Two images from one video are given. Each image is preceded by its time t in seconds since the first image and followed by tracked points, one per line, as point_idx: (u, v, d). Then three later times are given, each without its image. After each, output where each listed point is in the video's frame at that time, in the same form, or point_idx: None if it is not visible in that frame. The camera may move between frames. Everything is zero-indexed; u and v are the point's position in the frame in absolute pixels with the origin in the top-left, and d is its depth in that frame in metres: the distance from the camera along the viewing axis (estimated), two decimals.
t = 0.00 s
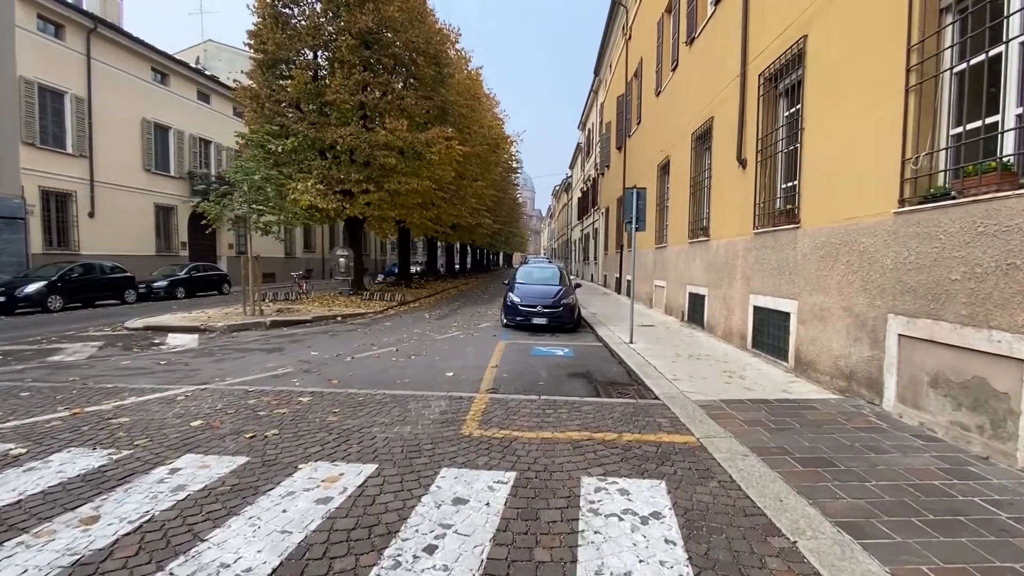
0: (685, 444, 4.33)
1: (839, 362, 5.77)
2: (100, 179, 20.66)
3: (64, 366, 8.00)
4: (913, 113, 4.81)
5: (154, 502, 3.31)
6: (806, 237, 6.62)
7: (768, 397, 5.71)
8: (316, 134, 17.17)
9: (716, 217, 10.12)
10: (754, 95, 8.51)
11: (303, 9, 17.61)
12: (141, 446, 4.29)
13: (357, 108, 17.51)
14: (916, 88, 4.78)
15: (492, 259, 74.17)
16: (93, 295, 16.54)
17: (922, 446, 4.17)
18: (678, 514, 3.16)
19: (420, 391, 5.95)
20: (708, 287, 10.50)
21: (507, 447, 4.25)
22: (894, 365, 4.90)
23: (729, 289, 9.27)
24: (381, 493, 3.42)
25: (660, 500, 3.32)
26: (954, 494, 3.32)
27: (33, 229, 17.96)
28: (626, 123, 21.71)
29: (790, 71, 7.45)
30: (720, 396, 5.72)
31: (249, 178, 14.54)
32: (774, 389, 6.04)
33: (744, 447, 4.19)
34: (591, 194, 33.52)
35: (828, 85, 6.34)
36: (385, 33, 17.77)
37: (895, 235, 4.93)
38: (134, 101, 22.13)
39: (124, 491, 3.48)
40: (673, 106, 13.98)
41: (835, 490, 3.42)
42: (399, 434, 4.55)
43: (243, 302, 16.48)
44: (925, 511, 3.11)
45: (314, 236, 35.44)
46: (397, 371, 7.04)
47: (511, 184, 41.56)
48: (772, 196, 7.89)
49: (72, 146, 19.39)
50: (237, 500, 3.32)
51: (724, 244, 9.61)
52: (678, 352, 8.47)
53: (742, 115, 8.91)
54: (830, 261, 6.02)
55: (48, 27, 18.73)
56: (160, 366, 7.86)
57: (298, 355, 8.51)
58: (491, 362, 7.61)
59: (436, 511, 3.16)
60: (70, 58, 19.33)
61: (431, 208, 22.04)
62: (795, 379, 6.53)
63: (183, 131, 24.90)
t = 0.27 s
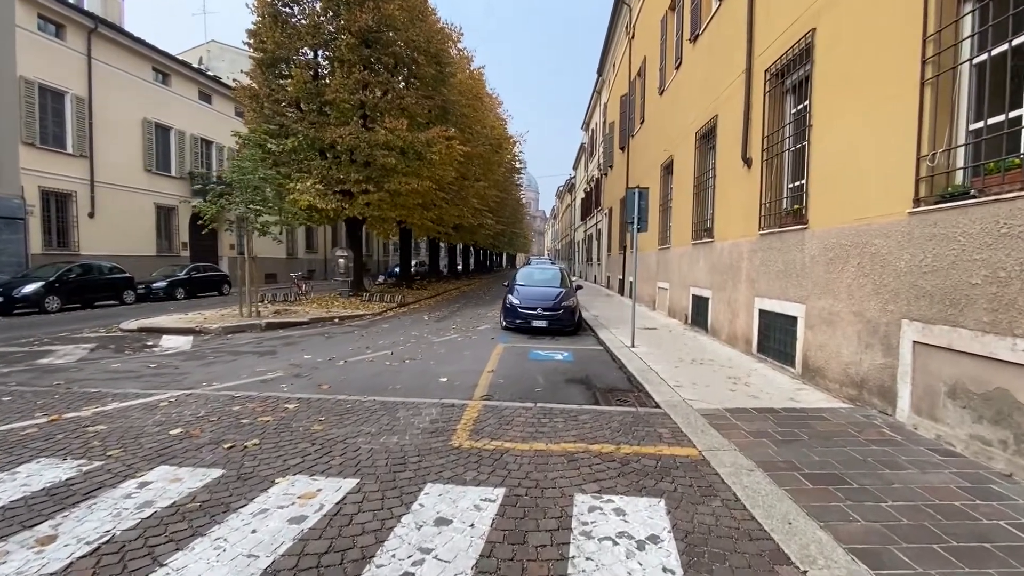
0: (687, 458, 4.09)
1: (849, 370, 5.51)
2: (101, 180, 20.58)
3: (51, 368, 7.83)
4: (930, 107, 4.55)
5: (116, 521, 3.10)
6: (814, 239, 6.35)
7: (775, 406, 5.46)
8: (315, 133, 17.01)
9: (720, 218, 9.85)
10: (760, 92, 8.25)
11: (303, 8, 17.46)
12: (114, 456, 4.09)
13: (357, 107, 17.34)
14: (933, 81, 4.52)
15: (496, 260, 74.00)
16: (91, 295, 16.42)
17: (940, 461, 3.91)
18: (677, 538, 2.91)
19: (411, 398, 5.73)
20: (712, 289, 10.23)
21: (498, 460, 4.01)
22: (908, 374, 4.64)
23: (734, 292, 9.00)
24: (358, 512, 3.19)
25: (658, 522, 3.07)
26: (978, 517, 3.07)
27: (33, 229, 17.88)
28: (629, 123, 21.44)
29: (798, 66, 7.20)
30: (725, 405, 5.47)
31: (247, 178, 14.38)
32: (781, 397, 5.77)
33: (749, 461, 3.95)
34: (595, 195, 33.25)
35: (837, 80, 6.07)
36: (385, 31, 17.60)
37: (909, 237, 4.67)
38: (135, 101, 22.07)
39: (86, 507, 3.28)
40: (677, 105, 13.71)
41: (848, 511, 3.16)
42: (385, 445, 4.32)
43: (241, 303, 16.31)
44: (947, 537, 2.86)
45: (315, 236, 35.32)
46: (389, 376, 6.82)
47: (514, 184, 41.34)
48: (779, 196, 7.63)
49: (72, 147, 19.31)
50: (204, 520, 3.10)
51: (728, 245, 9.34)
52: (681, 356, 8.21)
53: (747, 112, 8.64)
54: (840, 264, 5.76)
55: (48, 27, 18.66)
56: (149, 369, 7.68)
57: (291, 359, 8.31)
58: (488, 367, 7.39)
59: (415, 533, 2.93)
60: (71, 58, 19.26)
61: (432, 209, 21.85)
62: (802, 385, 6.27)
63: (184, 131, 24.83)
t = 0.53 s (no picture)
0: (688, 473, 3.88)
1: (859, 379, 5.27)
2: (106, 181, 20.61)
3: (43, 372, 7.71)
4: (946, 103, 4.33)
5: (79, 539, 2.93)
6: (823, 241, 6.11)
7: (782, 416, 5.22)
8: (317, 134, 16.91)
9: (726, 220, 9.62)
10: (766, 90, 8.03)
11: (305, 9, 17.39)
12: (89, 467, 3.92)
13: (359, 108, 17.25)
14: (949, 75, 4.30)
15: (500, 262, 73.87)
16: (93, 297, 16.39)
17: (959, 479, 3.67)
18: (675, 565, 2.70)
19: (404, 405, 5.55)
20: (717, 293, 9.99)
21: (488, 474, 3.81)
22: (923, 385, 4.41)
23: (739, 296, 8.76)
24: (336, 532, 3.00)
25: (655, 546, 2.86)
26: (1004, 545, 2.83)
27: (37, 230, 17.90)
28: (634, 124, 21.22)
29: (805, 62, 6.97)
30: (729, 415, 5.24)
31: (246, 179, 14.27)
32: (788, 407, 5.54)
33: (754, 478, 3.73)
34: (599, 196, 33.02)
35: (846, 77, 5.85)
36: (387, 32, 17.50)
37: (924, 240, 4.44)
38: (140, 103, 22.12)
39: (51, 523, 3.11)
40: (682, 105, 13.48)
41: (861, 536, 2.94)
42: (371, 458, 4.13)
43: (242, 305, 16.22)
44: (969, 567, 2.63)
45: (319, 238, 35.31)
46: (383, 382, 6.65)
47: (519, 186, 41.18)
48: (786, 196, 7.39)
49: (77, 148, 19.34)
50: (171, 540, 2.92)
51: (734, 248, 9.11)
52: (685, 362, 7.98)
53: (753, 111, 8.41)
54: (850, 268, 5.53)
55: (54, 29, 18.72)
56: (141, 373, 7.54)
57: (286, 363, 8.16)
58: (484, 372, 7.19)
59: (394, 557, 2.74)
60: (76, 60, 19.33)
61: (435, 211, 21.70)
62: (810, 394, 6.02)
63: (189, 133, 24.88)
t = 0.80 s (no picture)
0: (685, 485, 3.67)
1: (868, 385, 5.04)
2: (110, 182, 20.66)
3: (34, 373, 7.61)
4: (959, 95, 4.11)
5: (35, 552, 2.76)
6: (830, 242, 5.88)
7: (786, 424, 4.99)
8: (319, 135, 16.82)
9: (730, 220, 9.39)
10: (770, 87, 7.80)
11: (308, 10, 17.34)
12: (60, 473, 3.77)
13: (361, 109, 17.16)
14: (962, 66, 4.08)
15: (506, 263, 73.70)
16: (95, 297, 16.39)
17: (975, 494, 3.44)
18: None
19: (393, 410, 5.37)
20: (721, 295, 9.75)
21: (473, 485, 3.62)
22: (936, 392, 4.17)
23: (744, 298, 8.53)
24: (305, 548, 2.81)
25: (646, 567, 2.66)
26: None
27: (41, 231, 17.95)
28: (639, 124, 21.00)
29: (811, 57, 6.74)
30: (731, 423, 5.01)
31: (246, 180, 14.16)
32: (793, 413, 5.31)
33: (755, 491, 3.52)
34: (604, 198, 32.77)
35: (853, 71, 5.63)
36: (390, 32, 17.41)
37: (936, 239, 4.21)
38: (145, 104, 22.20)
39: (10, 533, 2.95)
40: (686, 104, 13.25)
41: (869, 557, 2.72)
42: (353, 466, 3.95)
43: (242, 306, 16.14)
44: None
45: (324, 239, 35.32)
46: (375, 385, 6.48)
47: (524, 188, 41.02)
48: (791, 196, 7.15)
49: (81, 149, 19.41)
50: (132, 554, 2.75)
51: (738, 248, 8.88)
52: (687, 366, 7.76)
53: (758, 109, 8.18)
54: (857, 269, 5.30)
55: (58, 30, 18.79)
56: (132, 375, 7.42)
57: (279, 365, 8.02)
58: (480, 375, 7.01)
59: None
60: (81, 61, 19.41)
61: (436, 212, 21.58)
62: (817, 401, 5.78)
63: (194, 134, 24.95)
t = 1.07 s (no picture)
0: (679, 501, 3.47)
1: (875, 395, 4.82)
2: (114, 183, 20.70)
3: (25, 376, 7.53)
4: (970, 91, 3.91)
5: None
6: (836, 244, 5.66)
7: (790, 434, 4.77)
8: (320, 136, 16.72)
9: (734, 223, 9.16)
10: (775, 85, 7.59)
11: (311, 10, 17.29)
12: (28, 483, 3.64)
13: (363, 110, 17.07)
14: (973, 60, 3.88)
15: (512, 265, 73.57)
16: (97, 298, 16.39)
17: (989, 514, 3.21)
18: None
19: (381, 417, 5.21)
20: (725, 298, 9.53)
21: (455, 500, 3.44)
22: (947, 404, 3.95)
23: (748, 302, 8.30)
24: (270, 568, 2.65)
25: None
26: None
27: (44, 232, 18.01)
28: (643, 125, 20.78)
29: (817, 54, 6.53)
30: (732, 433, 4.80)
31: (246, 180, 14.12)
32: (797, 423, 5.09)
33: (753, 508, 3.32)
34: (610, 200, 32.52)
35: (860, 68, 5.43)
36: (392, 33, 17.32)
37: (947, 242, 4.00)
38: (149, 105, 22.27)
39: None
40: (691, 104, 13.03)
41: None
42: (332, 478, 3.78)
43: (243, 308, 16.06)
44: None
45: (328, 241, 35.29)
46: (366, 390, 6.33)
47: (529, 189, 40.84)
48: (796, 197, 6.93)
49: (85, 151, 19.48)
50: (85, 574, 2.60)
51: (742, 251, 8.66)
52: (688, 372, 7.54)
53: (762, 108, 7.97)
54: (865, 273, 5.08)
55: (62, 32, 18.90)
56: (122, 378, 7.32)
57: (272, 368, 7.89)
58: (475, 380, 6.84)
59: None
60: (85, 63, 19.50)
61: (439, 213, 21.46)
62: (822, 409, 5.55)
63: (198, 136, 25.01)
